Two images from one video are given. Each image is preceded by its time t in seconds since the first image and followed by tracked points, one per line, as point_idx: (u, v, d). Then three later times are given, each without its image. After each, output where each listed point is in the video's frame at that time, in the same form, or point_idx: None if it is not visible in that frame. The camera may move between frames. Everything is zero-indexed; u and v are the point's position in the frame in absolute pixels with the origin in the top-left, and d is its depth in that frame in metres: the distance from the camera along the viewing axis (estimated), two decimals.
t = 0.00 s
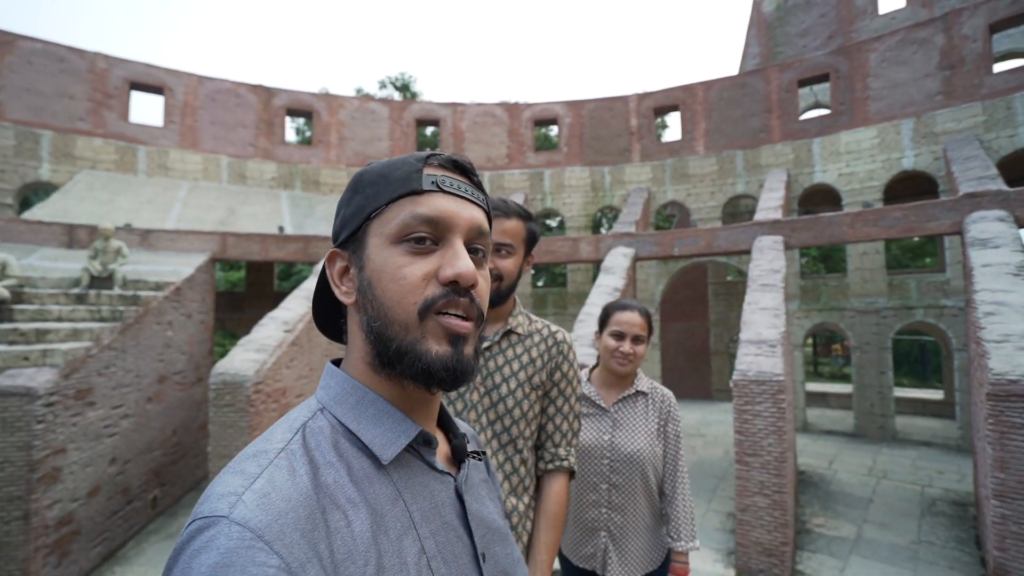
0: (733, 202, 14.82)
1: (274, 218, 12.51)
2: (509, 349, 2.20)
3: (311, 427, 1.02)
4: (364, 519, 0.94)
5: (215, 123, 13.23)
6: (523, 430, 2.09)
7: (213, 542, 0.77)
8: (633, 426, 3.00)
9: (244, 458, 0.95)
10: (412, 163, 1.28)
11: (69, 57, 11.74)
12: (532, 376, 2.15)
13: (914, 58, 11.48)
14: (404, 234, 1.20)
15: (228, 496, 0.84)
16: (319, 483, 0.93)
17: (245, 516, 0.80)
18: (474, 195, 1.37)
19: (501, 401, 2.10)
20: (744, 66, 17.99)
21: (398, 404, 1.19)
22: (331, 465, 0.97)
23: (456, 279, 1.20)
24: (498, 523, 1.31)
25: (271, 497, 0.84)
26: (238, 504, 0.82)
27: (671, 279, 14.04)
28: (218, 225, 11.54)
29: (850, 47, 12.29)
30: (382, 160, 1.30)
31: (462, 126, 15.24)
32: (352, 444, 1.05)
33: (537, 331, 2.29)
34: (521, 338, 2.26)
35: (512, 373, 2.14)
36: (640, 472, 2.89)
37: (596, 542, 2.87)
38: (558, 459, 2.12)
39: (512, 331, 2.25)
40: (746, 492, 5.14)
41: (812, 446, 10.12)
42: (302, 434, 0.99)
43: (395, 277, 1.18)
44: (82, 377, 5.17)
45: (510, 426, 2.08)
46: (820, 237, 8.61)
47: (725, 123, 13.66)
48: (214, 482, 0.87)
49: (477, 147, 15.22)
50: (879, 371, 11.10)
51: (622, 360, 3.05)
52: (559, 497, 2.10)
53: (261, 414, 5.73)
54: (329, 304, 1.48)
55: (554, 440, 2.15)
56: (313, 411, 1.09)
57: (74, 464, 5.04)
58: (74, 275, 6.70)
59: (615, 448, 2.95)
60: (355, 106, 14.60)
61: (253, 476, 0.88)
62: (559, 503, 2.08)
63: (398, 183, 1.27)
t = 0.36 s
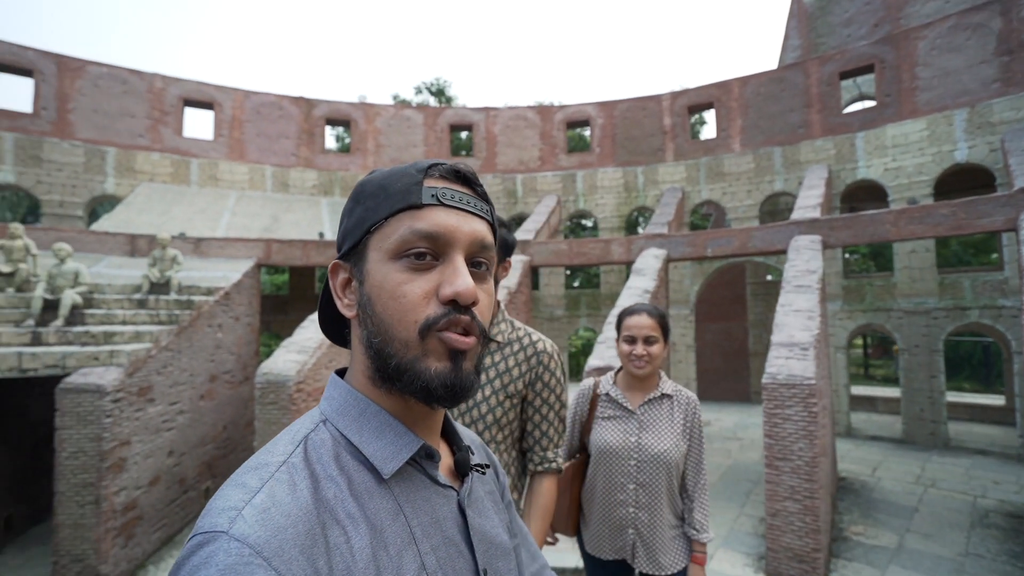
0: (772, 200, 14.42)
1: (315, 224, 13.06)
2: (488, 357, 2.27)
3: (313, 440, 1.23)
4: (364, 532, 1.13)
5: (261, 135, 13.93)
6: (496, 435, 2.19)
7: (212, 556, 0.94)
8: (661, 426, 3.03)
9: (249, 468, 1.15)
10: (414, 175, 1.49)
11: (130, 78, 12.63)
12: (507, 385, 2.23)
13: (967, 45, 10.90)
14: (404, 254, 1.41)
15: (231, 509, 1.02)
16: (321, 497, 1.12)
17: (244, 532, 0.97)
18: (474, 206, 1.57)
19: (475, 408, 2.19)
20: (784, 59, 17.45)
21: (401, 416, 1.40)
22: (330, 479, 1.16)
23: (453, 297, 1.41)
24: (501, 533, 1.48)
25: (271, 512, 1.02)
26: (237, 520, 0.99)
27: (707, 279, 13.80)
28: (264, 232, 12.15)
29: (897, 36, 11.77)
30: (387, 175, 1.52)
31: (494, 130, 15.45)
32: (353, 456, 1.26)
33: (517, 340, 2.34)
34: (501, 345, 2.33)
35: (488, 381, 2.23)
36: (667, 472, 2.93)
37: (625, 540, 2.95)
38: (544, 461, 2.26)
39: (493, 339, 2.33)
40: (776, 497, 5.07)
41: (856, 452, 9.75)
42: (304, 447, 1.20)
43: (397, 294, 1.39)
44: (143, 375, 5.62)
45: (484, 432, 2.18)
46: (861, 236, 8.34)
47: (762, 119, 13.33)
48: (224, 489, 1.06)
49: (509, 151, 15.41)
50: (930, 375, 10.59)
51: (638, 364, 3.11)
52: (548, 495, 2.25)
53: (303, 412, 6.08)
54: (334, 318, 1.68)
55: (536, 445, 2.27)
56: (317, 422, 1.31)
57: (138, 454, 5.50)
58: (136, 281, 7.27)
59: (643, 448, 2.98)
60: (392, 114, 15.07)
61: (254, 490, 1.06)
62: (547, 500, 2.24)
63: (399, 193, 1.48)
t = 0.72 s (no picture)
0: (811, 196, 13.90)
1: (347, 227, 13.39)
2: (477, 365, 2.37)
3: (292, 463, 1.31)
4: (348, 562, 1.24)
5: (296, 141, 14.39)
6: (487, 440, 2.28)
7: None
8: (711, 433, 2.81)
9: (224, 488, 1.23)
10: (424, 187, 1.54)
11: (175, 90, 13.26)
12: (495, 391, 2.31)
13: None
14: (404, 273, 1.47)
15: (202, 539, 1.10)
16: (302, 528, 1.22)
17: (216, 563, 1.06)
18: (481, 222, 1.62)
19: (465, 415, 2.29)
20: (824, 49, 16.80)
21: (389, 438, 1.50)
22: (312, 508, 1.26)
23: (453, 324, 1.47)
24: (482, 557, 1.65)
25: (246, 544, 1.11)
26: (209, 550, 1.07)
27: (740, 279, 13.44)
28: (298, 235, 12.54)
29: (946, 21, 11.14)
30: (398, 183, 1.56)
31: (523, 130, 15.46)
32: (336, 480, 1.36)
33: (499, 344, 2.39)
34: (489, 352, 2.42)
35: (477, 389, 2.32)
36: (719, 483, 2.70)
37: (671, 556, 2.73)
38: (533, 460, 2.31)
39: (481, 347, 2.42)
40: (807, 505, 4.91)
41: (900, 460, 9.30)
42: (283, 470, 1.29)
43: (394, 315, 1.46)
44: (183, 374, 5.90)
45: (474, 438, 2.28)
46: (903, 234, 7.96)
47: (798, 113, 12.89)
48: (199, 515, 1.14)
49: (538, 151, 15.40)
50: (982, 379, 9.99)
51: (678, 367, 2.99)
52: (535, 489, 2.27)
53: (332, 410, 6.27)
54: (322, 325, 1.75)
55: (524, 447, 2.33)
56: (298, 441, 1.40)
57: (179, 449, 5.80)
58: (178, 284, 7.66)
59: (692, 456, 2.78)
60: (421, 117, 15.32)
61: (228, 519, 1.14)
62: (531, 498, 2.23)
63: (405, 206, 1.53)
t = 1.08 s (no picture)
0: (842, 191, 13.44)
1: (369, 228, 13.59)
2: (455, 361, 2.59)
3: (279, 459, 1.34)
4: (331, 558, 1.26)
5: (320, 144, 14.68)
6: (477, 430, 2.51)
7: None
8: (746, 441, 2.68)
9: (208, 485, 1.25)
10: (410, 181, 1.58)
11: (206, 97, 13.69)
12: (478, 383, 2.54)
13: None
14: (391, 265, 1.50)
15: (184, 535, 1.11)
16: (286, 523, 1.25)
17: (198, 557, 1.06)
18: (467, 218, 1.66)
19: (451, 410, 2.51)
20: (857, 40, 16.23)
21: (376, 436, 1.53)
22: (298, 504, 1.28)
23: (439, 313, 1.50)
24: (469, 558, 1.68)
25: (229, 540, 1.12)
26: (189, 548, 1.08)
27: (767, 277, 13.11)
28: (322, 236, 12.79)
29: (987, 6, 10.61)
30: (384, 178, 1.61)
31: (544, 129, 15.41)
32: (323, 478, 1.39)
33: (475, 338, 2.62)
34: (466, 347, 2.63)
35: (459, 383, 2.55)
36: (756, 497, 2.56)
37: None
38: (527, 443, 2.57)
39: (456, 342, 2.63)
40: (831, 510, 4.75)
41: (936, 465, 8.90)
42: (269, 466, 1.31)
43: (380, 305, 1.48)
44: (210, 372, 6.06)
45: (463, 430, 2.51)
46: (939, 230, 7.63)
47: (828, 106, 12.48)
48: (183, 510, 1.15)
49: (559, 150, 15.32)
50: None
51: (713, 370, 2.89)
52: (531, 474, 2.53)
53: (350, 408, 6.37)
54: (309, 323, 1.79)
55: (515, 436, 2.57)
56: (286, 439, 1.42)
57: (206, 444, 5.99)
58: (206, 284, 7.92)
59: (725, 467, 2.67)
60: (443, 118, 15.45)
61: (212, 514, 1.16)
62: (529, 478, 2.51)
63: (391, 200, 1.57)
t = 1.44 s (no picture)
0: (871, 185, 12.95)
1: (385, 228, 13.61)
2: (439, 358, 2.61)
3: (248, 466, 1.24)
4: (300, 569, 1.18)
5: (337, 144, 14.78)
6: (468, 425, 2.55)
7: None
8: (765, 449, 2.52)
9: (172, 493, 1.16)
10: (401, 181, 1.46)
11: (226, 99, 13.90)
12: (465, 377, 2.58)
13: None
14: (375, 271, 1.39)
15: (143, 548, 1.04)
16: (252, 533, 1.16)
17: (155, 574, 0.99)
18: (458, 226, 1.55)
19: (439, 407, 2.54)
20: (887, 28, 15.66)
21: (352, 441, 1.43)
22: (266, 514, 1.19)
23: (423, 324, 1.40)
24: (447, 563, 1.63)
25: (189, 553, 1.05)
26: (146, 564, 1.00)
27: (791, 275, 12.72)
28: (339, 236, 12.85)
29: None
30: (374, 176, 1.48)
31: (561, 126, 15.25)
32: (295, 485, 1.29)
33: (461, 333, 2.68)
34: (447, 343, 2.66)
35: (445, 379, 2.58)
36: (774, 511, 2.40)
37: None
38: (524, 439, 2.56)
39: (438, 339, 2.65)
40: (860, 520, 4.50)
41: (974, 472, 8.47)
42: (237, 473, 1.22)
43: (362, 311, 1.38)
44: (225, 371, 6.06)
45: (454, 427, 2.53)
46: (977, 224, 7.25)
47: (857, 97, 12.04)
48: (142, 521, 1.08)
49: (576, 147, 15.13)
50: None
51: (729, 372, 2.72)
52: (538, 471, 2.52)
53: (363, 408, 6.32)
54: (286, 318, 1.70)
55: (511, 432, 2.59)
56: (256, 443, 1.32)
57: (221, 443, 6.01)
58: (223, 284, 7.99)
59: (741, 477, 2.51)
60: (459, 117, 15.42)
61: (173, 525, 1.08)
62: (537, 474, 2.49)
63: (380, 201, 1.45)
